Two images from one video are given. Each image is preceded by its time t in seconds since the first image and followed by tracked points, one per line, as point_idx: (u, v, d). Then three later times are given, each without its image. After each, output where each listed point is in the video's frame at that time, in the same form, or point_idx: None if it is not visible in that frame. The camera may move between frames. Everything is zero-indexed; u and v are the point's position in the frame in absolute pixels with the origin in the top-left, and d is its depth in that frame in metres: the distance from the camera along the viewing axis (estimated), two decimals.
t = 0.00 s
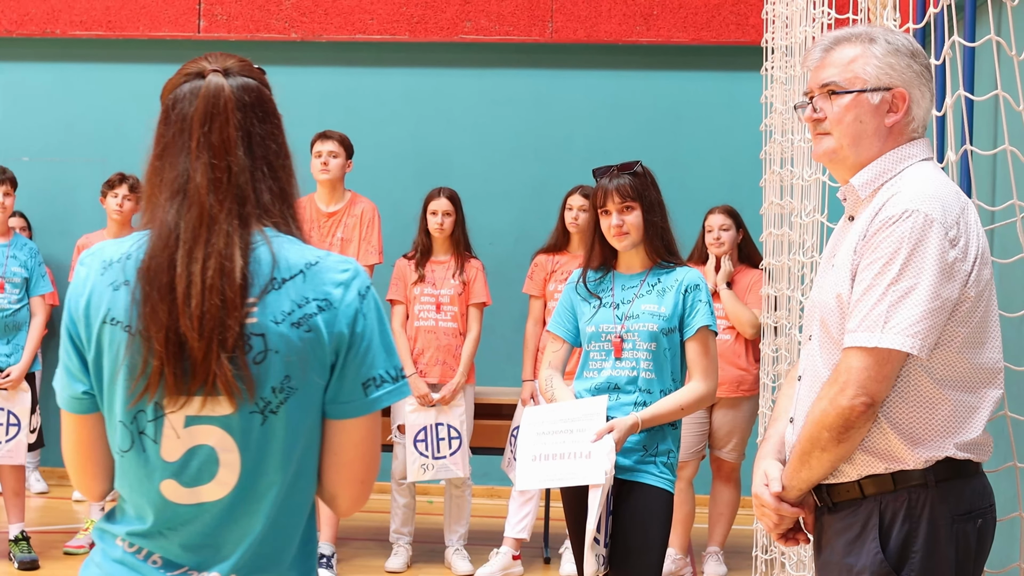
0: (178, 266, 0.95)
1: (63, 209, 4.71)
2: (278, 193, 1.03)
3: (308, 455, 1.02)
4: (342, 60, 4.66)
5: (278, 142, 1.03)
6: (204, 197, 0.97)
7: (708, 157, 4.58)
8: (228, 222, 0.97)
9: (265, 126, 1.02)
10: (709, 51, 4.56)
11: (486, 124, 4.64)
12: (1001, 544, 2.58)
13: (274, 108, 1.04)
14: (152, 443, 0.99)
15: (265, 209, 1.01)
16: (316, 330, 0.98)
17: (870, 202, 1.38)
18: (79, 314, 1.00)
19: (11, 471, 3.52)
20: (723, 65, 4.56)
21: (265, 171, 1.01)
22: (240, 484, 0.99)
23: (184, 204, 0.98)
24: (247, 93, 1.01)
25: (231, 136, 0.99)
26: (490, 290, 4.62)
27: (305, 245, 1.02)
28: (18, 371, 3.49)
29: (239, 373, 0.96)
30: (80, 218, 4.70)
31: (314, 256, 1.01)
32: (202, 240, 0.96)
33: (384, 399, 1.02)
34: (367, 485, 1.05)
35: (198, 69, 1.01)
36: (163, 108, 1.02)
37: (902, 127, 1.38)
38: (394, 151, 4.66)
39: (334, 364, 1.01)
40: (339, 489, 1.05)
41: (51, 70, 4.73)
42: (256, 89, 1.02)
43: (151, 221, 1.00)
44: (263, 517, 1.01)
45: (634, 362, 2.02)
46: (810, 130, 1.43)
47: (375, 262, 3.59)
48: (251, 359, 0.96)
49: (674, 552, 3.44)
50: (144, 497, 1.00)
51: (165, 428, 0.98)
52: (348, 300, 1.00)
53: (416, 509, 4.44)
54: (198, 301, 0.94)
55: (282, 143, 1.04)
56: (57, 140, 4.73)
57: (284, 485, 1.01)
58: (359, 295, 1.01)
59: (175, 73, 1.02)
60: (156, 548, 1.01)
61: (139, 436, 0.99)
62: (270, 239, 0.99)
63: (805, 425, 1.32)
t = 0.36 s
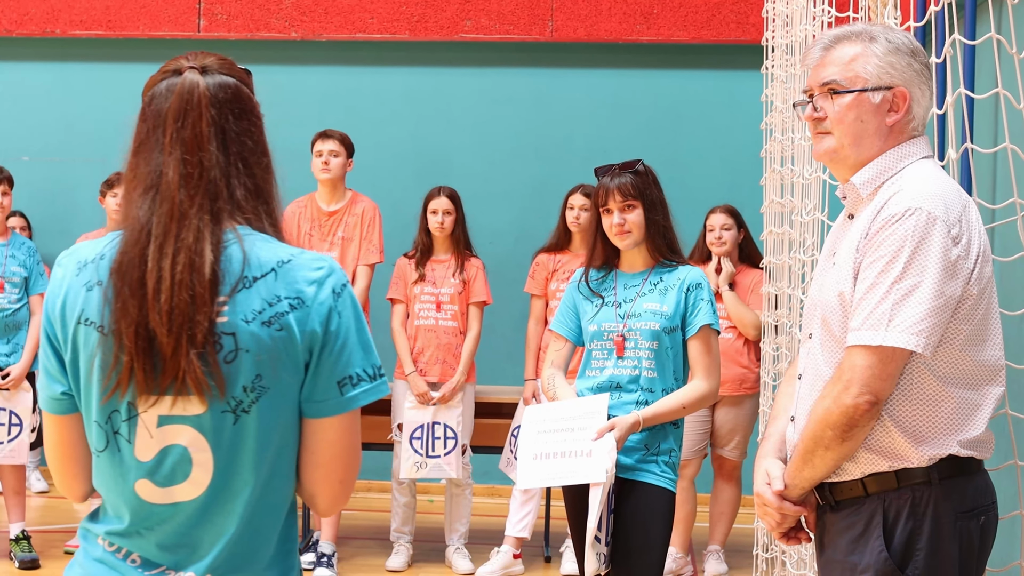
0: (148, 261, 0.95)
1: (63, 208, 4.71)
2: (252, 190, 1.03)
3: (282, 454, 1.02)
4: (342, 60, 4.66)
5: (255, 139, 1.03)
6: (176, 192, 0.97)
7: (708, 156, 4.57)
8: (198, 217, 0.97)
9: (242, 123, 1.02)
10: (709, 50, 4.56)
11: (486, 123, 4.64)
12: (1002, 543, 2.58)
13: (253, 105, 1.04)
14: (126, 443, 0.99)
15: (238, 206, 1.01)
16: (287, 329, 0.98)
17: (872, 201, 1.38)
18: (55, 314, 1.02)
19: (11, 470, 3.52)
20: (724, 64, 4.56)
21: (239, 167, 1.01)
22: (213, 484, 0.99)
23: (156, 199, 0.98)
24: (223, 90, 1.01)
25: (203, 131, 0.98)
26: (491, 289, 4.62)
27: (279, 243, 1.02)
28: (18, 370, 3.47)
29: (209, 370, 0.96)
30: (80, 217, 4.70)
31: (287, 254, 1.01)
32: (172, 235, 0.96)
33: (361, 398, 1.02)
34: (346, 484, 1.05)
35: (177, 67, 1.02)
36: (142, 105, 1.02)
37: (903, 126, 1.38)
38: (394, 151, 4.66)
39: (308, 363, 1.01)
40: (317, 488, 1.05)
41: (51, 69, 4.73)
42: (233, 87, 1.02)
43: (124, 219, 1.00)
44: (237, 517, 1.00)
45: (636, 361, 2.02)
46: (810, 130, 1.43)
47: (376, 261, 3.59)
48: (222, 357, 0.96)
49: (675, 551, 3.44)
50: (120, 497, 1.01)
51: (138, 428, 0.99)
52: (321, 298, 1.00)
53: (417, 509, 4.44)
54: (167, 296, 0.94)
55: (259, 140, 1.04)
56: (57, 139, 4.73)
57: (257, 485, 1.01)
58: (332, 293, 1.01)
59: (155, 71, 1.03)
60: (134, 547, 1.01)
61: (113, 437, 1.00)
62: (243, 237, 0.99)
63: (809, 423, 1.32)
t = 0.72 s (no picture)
0: (136, 260, 0.96)
1: (66, 207, 4.72)
2: (241, 188, 1.02)
3: (275, 453, 1.02)
4: (345, 59, 4.66)
5: (244, 137, 1.03)
6: (162, 190, 0.97)
7: (711, 156, 4.57)
8: (184, 215, 0.97)
9: (231, 121, 1.02)
10: (712, 50, 4.55)
11: (489, 122, 4.64)
12: (1005, 544, 2.57)
13: (243, 103, 1.03)
14: (118, 444, 1.00)
15: (226, 204, 1.01)
16: (276, 328, 0.98)
17: (875, 202, 1.37)
18: (49, 317, 1.02)
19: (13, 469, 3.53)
20: (726, 63, 4.56)
21: (228, 166, 1.01)
22: (205, 484, 0.99)
23: (144, 197, 0.98)
24: (213, 89, 1.01)
25: (190, 129, 0.99)
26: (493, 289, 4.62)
27: (268, 242, 1.02)
28: (12, 370, 3.47)
29: (196, 369, 0.96)
30: (83, 216, 4.70)
31: (276, 253, 1.00)
32: (159, 233, 0.96)
33: (352, 397, 1.02)
34: (342, 483, 1.05)
35: (168, 66, 1.02)
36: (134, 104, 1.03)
37: (906, 126, 1.38)
38: (396, 150, 4.66)
39: (298, 362, 1.01)
40: (312, 488, 1.04)
41: (54, 68, 4.73)
42: (224, 85, 1.01)
43: (114, 220, 1.01)
44: (229, 516, 1.01)
45: (639, 361, 2.02)
46: (814, 130, 1.43)
47: (378, 261, 3.59)
48: (210, 358, 0.96)
49: (677, 551, 3.43)
50: (115, 497, 1.01)
51: (129, 428, 0.99)
52: (311, 297, 1.00)
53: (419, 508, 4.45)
54: (154, 294, 0.94)
55: (249, 137, 1.04)
56: (59, 138, 4.73)
57: (249, 484, 1.01)
58: (322, 291, 1.01)
59: (148, 72, 1.03)
60: (131, 547, 1.02)
61: (106, 438, 1.00)
62: (231, 236, 0.99)
63: (812, 423, 1.32)
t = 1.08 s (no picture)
0: (141, 260, 0.96)
1: (67, 208, 4.72)
2: (247, 189, 1.02)
3: (280, 455, 1.02)
4: (346, 60, 4.66)
5: (251, 138, 1.03)
6: (167, 190, 0.97)
7: (712, 157, 4.57)
8: (189, 215, 0.97)
9: (237, 122, 1.02)
10: (713, 51, 4.55)
11: (490, 123, 4.64)
12: (1005, 546, 2.57)
13: (250, 104, 1.03)
14: (124, 445, 1.00)
15: (231, 205, 1.01)
16: (279, 330, 0.98)
17: (876, 203, 1.37)
18: (56, 319, 1.02)
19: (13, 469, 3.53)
20: (727, 65, 4.56)
21: (234, 167, 1.01)
22: (209, 485, 0.99)
23: (150, 197, 0.98)
24: (220, 90, 1.01)
25: (196, 130, 0.98)
26: (494, 290, 4.62)
27: (273, 243, 1.02)
28: (6, 370, 3.47)
29: (200, 370, 0.96)
30: (84, 217, 4.71)
31: (280, 255, 1.00)
32: (163, 233, 0.96)
33: (358, 399, 1.02)
34: (347, 486, 1.05)
35: (175, 67, 1.02)
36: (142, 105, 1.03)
37: (907, 128, 1.38)
38: (397, 151, 4.66)
39: (303, 364, 1.01)
40: (317, 491, 1.04)
41: (55, 68, 4.73)
42: (231, 87, 1.01)
43: (120, 221, 1.01)
44: (234, 517, 1.00)
45: (641, 362, 2.02)
46: (815, 131, 1.42)
47: (378, 262, 3.59)
48: (214, 359, 0.96)
49: (678, 553, 3.43)
50: (120, 498, 1.01)
51: (134, 430, 0.99)
52: (315, 299, 1.00)
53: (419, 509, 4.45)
54: (158, 294, 0.94)
55: (255, 139, 1.04)
56: (60, 139, 4.74)
57: (254, 486, 1.01)
58: (327, 293, 1.01)
59: (156, 73, 1.03)
60: (137, 548, 1.02)
61: (111, 440, 1.01)
62: (235, 238, 0.99)
63: (814, 426, 1.32)
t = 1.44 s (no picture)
0: (152, 260, 0.96)
1: (67, 209, 4.71)
2: (259, 189, 1.03)
3: (291, 455, 1.02)
4: (346, 60, 4.66)
5: (263, 139, 1.03)
6: (179, 190, 0.98)
7: (711, 158, 4.58)
8: (200, 215, 0.97)
9: (249, 122, 1.02)
10: (713, 52, 4.56)
11: (489, 124, 4.64)
12: (1006, 547, 2.57)
13: (263, 105, 1.03)
14: (136, 446, 1.00)
15: (243, 205, 1.01)
16: (290, 331, 0.98)
17: (877, 204, 1.37)
18: (69, 321, 1.03)
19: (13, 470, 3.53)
20: (727, 65, 4.56)
21: (245, 167, 1.01)
22: (221, 486, 1.00)
23: (162, 197, 0.99)
24: (233, 91, 1.01)
25: (208, 130, 0.99)
26: (493, 291, 4.62)
27: (285, 244, 1.02)
28: (13, 371, 3.47)
29: (211, 369, 0.96)
30: (83, 217, 4.70)
31: (291, 256, 1.00)
32: (175, 233, 0.97)
33: (370, 399, 1.02)
34: (359, 485, 1.05)
35: (188, 68, 1.02)
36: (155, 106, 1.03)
37: (908, 130, 1.39)
38: (397, 151, 4.66)
39: (314, 364, 1.01)
40: (330, 491, 1.04)
41: (55, 69, 4.73)
42: (244, 87, 1.02)
43: (132, 222, 1.01)
44: (247, 518, 1.01)
45: (638, 363, 2.02)
46: (817, 133, 1.43)
47: (377, 262, 3.59)
48: (225, 360, 0.96)
49: (677, 553, 3.43)
50: (133, 499, 1.01)
51: (147, 431, 0.99)
52: (326, 300, 1.00)
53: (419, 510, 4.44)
54: (170, 294, 0.94)
55: (268, 139, 1.04)
56: (60, 139, 4.73)
57: (267, 486, 1.01)
58: (337, 294, 1.00)
59: (170, 74, 1.04)
60: (151, 548, 1.02)
61: (124, 440, 1.01)
62: (246, 238, 0.99)
63: (815, 427, 1.32)
